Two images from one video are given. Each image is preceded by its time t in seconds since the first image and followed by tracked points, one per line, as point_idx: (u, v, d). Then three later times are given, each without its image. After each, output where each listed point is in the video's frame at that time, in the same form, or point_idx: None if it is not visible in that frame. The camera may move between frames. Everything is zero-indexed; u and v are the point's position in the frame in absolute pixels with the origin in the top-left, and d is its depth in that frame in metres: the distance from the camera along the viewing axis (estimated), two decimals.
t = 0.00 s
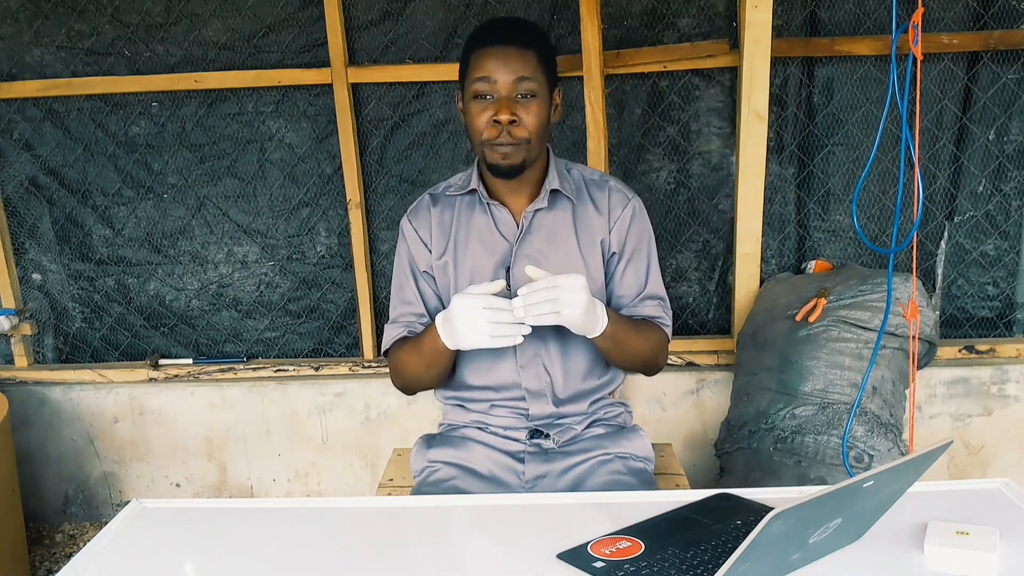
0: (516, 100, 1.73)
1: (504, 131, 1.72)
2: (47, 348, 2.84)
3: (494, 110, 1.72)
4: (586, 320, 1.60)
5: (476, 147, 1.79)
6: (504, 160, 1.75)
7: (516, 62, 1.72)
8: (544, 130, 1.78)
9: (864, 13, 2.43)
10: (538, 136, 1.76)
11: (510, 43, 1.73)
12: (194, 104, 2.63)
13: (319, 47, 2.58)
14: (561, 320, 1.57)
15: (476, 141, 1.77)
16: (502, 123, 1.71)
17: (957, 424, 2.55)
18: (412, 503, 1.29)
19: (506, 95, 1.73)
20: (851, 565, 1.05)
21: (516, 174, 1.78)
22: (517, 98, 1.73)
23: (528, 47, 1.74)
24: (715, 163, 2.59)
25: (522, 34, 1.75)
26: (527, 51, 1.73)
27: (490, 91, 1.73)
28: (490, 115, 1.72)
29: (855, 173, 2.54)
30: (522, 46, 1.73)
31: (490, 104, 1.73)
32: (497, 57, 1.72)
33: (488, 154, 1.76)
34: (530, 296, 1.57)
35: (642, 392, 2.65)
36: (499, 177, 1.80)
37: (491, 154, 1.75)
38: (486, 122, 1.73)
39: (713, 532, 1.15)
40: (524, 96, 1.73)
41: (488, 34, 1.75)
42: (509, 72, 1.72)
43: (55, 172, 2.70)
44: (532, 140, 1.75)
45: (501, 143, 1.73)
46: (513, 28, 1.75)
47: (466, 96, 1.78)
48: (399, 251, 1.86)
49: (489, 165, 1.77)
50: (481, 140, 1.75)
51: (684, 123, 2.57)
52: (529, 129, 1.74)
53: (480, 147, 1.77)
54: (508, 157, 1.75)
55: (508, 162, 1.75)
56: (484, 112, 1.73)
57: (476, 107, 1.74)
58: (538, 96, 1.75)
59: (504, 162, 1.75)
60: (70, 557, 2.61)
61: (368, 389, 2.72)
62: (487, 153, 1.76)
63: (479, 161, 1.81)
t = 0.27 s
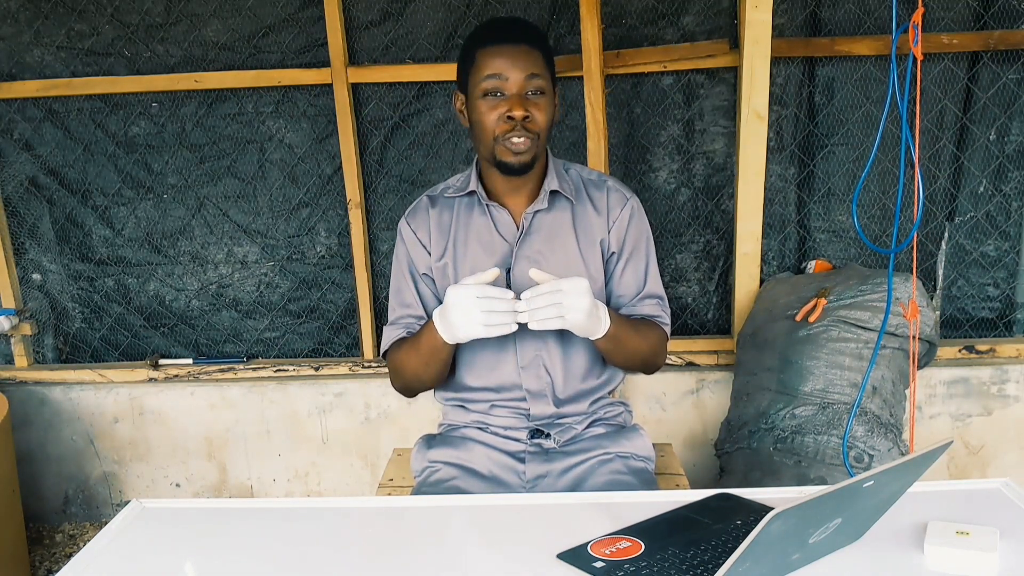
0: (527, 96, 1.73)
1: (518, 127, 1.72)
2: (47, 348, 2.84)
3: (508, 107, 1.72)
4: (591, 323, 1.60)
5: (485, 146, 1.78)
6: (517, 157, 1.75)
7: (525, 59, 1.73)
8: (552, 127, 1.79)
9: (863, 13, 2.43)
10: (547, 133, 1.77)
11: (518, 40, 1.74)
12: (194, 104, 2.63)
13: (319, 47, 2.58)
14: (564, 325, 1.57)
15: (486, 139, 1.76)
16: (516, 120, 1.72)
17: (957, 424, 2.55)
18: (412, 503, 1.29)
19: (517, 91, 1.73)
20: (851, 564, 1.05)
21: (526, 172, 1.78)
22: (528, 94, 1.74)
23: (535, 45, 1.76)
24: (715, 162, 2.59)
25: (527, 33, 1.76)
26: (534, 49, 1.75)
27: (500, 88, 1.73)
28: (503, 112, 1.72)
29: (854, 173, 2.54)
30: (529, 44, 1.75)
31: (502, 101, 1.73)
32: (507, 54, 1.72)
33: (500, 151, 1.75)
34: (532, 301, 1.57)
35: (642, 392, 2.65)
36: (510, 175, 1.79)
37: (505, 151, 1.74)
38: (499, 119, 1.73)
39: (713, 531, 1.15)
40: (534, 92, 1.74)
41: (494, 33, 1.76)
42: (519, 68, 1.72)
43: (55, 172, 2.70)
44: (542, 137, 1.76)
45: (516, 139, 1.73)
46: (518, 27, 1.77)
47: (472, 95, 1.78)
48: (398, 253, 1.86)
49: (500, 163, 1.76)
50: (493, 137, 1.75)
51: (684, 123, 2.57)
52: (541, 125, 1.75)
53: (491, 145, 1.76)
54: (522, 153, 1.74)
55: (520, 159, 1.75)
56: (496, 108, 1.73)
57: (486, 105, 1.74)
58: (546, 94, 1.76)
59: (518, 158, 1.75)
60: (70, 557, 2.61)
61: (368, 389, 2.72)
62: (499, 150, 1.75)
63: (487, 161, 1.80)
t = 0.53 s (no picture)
0: (508, 93, 1.73)
1: (498, 125, 1.73)
2: (47, 348, 2.84)
3: (487, 105, 1.72)
4: (594, 326, 1.60)
5: (474, 146, 1.79)
6: (502, 155, 1.75)
7: (505, 55, 1.72)
8: (540, 122, 1.78)
9: (864, 13, 2.43)
10: (533, 128, 1.76)
11: (497, 37, 1.74)
12: (194, 104, 2.63)
13: (319, 47, 2.58)
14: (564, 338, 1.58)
15: (473, 139, 1.77)
16: (496, 117, 1.72)
17: (957, 424, 2.55)
18: (412, 503, 1.29)
19: (497, 88, 1.73)
20: (851, 564, 1.05)
21: (515, 170, 1.78)
22: (509, 90, 1.73)
23: (516, 40, 1.75)
24: (716, 162, 2.59)
25: (508, 28, 1.76)
26: (515, 43, 1.74)
27: (482, 87, 1.74)
28: (484, 111, 1.73)
29: (854, 173, 2.54)
30: (511, 40, 1.74)
31: (483, 99, 1.74)
32: (486, 52, 1.73)
33: (485, 150, 1.76)
34: (529, 316, 1.56)
35: (642, 392, 2.65)
36: (500, 174, 1.79)
37: (489, 150, 1.75)
38: (481, 118, 1.73)
39: (713, 531, 1.15)
40: (516, 88, 1.74)
41: (475, 32, 1.77)
42: (498, 65, 1.72)
43: (55, 172, 2.70)
44: (526, 132, 1.75)
45: (499, 138, 1.73)
46: (500, 24, 1.76)
47: (459, 96, 1.79)
48: (400, 251, 1.86)
49: (487, 162, 1.77)
50: (477, 137, 1.76)
51: (684, 123, 2.57)
52: (524, 121, 1.74)
53: (477, 144, 1.77)
54: (507, 151, 1.74)
55: (506, 156, 1.75)
56: (477, 107, 1.74)
57: (470, 104, 1.75)
58: (530, 88, 1.75)
59: (503, 157, 1.75)
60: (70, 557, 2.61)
61: (368, 389, 2.72)
62: (485, 150, 1.76)
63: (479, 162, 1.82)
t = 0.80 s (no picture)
0: (495, 92, 1.73)
1: (487, 124, 1.73)
2: (47, 348, 2.84)
3: (475, 106, 1.73)
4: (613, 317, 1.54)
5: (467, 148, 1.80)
6: (494, 155, 1.75)
7: (490, 54, 1.73)
8: (530, 119, 1.77)
9: (864, 13, 2.42)
10: (523, 125, 1.76)
11: (482, 37, 1.74)
12: (194, 104, 2.63)
13: (319, 47, 2.58)
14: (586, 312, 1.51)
15: (465, 141, 1.78)
16: (484, 117, 1.72)
17: (957, 424, 2.55)
18: (413, 503, 1.29)
19: (485, 89, 1.74)
20: (851, 564, 1.05)
21: (509, 168, 1.78)
22: (496, 90, 1.74)
23: (500, 39, 1.75)
24: (716, 162, 2.59)
25: (492, 28, 1.76)
26: (500, 41, 1.74)
27: (470, 89, 1.75)
28: (472, 112, 1.73)
29: (854, 173, 2.54)
30: (495, 39, 1.74)
31: (472, 101, 1.74)
32: (471, 53, 1.73)
33: (478, 151, 1.76)
34: (558, 278, 1.50)
35: (642, 392, 2.66)
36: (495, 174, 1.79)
37: (481, 151, 1.75)
38: (470, 120, 1.74)
39: (713, 532, 1.15)
40: (504, 87, 1.74)
41: (461, 36, 1.78)
42: (484, 65, 1.73)
43: (55, 172, 2.70)
44: (517, 130, 1.75)
45: (488, 138, 1.73)
46: (486, 24, 1.77)
47: (450, 100, 1.80)
48: (401, 252, 1.88)
49: (481, 163, 1.77)
50: (469, 139, 1.76)
51: (684, 123, 2.57)
52: (513, 119, 1.74)
53: (469, 146, 1.78)
54: (499, 150, 1.74)
55: (498, 155, 1.75)
56: (466, 109, 1.74)
57: (459, 107, 1.76)
58: (517, 85, 1.75)
59: (495, 156, 1.75)
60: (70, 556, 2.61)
61: (368, 389, 2.72)
62: (477, 151, 1.76)
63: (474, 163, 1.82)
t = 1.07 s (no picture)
0: (491, 99, 1.74)
1: (485, 132, 1.73)
2: (47, 348, 2.84)
3: (472, 114, 1.73)
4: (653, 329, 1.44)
5: (466, 154, 1.81)
6: (494, 161, 1.76)
7: (483, 61, 1.72)
8: (528, 121, 1.78)
9: (864, 13, 2.42)
10: (521, 129, 1.76)
11: (474, 43, 1.73)
12: (194, 104, 2.63)
13: (319, 47, 2.58)
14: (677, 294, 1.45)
15: (463, 148, 1.79)
16: (481, 125, 1.73)
17: (957, 424, 2.55)
18: (413, 503, 1.29)
19: (480, 96, 1.74)
20: (851, 565, 1.05)
21: (509, 172, 1.79)
22: (492, 96, 1.74)
23: (493, 43, 1.74)
24: (716, 162, 2.59)
25: (484, 32, 1.75)
26: (492, 46, 1.73)
27: (465, 96, 1.75)
28: (469, 120, 1.73)
29: (854, 173, 2.54)
30: (487, 44, 1.73)
31: (468, 109, 1.74)
32: (465, 61, 1.73)
33: (477, 158, 1.77)
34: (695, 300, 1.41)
35: (642, 392, 2.66)
36: (495, 179, 1.80)
37: (480, 158, 1.76)
38: (467, 128, 1.74)
39: (713, 531, 1.15)
40: (499, 92, 1.74)
41: (453, 42, 1.77)
42: (478, 72, 1.72)
43: (55, 172, 2.70)
44: (515, 135, 1.75)
45: (487, 144, 1.74)
46: (477, 28, 1.75)
47: (447, 107, 1.80)
48: (401, 256, 1.89)
49: (481, 169, 1.78)
50: (467, 146, 1.77)
51: (684, 123, 2.57)
52: (511, 124, 1.74)
53: (468, 153, 1.78)
54: (498, 156, 1.75)
55: (498, 161, 1.76)
56: (463, 117, 1.75)
57: (456, 115, 1.76)
58: (513, 90, 1.75)
59: (495, 162, 1.76)
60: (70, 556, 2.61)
61: (368, 389, 2.72)
62: (476, 158, 1.77)
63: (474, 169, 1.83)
